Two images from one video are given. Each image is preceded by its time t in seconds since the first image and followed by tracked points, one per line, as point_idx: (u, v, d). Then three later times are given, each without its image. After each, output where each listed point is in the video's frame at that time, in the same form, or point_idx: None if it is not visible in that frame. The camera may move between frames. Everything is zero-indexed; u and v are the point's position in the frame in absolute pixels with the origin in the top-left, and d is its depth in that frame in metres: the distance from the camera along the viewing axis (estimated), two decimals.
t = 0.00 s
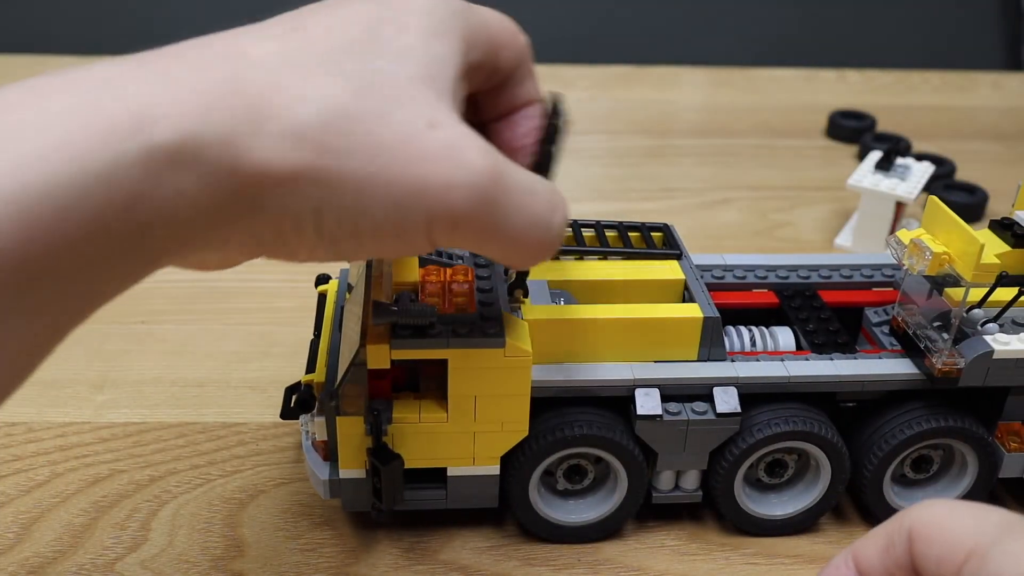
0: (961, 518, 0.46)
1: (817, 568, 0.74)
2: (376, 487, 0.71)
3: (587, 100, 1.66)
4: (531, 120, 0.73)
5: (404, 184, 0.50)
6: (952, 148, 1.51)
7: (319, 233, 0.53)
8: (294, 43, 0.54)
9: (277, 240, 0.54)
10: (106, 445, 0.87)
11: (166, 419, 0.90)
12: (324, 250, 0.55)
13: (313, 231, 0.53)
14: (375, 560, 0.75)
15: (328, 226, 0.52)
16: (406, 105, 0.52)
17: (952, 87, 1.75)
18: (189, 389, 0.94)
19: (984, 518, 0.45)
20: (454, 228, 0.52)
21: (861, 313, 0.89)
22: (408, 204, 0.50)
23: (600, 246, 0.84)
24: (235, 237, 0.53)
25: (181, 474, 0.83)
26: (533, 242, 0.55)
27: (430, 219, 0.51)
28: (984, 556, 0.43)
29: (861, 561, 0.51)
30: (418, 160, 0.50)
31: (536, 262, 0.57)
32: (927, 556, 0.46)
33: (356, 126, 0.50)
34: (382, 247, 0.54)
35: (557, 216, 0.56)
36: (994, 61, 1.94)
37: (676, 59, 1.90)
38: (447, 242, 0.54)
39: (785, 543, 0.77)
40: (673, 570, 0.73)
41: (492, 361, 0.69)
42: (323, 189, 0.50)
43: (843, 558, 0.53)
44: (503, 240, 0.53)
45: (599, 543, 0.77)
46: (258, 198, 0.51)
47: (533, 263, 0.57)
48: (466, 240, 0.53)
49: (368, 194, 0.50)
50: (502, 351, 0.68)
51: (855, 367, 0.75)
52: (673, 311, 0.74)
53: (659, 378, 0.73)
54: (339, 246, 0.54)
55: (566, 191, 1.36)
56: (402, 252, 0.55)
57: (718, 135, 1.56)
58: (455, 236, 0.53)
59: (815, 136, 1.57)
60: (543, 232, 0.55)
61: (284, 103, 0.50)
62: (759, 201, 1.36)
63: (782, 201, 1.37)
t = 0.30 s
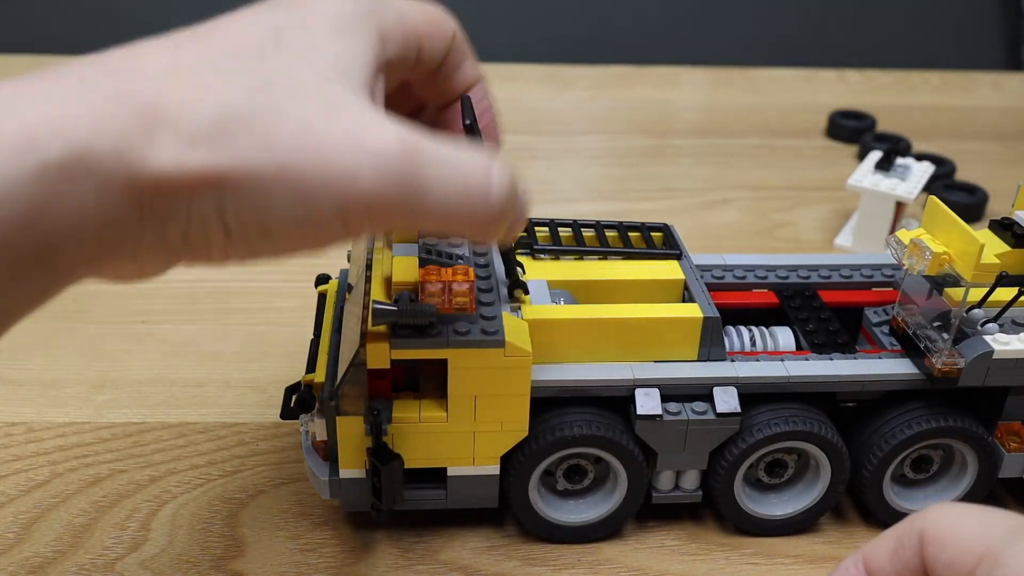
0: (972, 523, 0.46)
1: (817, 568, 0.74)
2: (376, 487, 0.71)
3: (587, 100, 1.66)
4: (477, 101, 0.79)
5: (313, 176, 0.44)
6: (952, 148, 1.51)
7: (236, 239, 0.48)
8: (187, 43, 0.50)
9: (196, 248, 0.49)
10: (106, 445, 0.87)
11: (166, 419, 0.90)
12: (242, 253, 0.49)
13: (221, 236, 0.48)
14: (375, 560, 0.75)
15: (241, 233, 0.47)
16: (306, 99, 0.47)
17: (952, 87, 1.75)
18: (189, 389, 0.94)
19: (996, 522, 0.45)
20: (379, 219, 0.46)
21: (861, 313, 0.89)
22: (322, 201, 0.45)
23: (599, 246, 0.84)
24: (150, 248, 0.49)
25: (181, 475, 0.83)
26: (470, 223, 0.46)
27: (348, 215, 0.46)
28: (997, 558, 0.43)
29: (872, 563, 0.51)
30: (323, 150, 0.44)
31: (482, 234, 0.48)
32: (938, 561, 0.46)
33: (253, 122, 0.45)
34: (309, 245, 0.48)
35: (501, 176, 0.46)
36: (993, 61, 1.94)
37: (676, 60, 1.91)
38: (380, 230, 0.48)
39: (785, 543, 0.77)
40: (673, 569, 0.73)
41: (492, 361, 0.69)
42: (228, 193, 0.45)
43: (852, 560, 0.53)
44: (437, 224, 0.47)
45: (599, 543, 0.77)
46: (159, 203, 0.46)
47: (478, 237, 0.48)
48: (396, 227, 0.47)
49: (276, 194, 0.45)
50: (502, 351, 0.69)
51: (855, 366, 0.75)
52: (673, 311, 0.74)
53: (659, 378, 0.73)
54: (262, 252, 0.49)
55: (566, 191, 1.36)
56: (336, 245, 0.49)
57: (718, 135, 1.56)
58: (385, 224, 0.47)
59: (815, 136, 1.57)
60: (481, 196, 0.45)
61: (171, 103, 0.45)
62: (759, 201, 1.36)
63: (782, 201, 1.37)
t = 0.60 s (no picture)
0: (976, 526, 0.46)
1: (817, 568, 0.74)
2: (376, 487, 0.71)
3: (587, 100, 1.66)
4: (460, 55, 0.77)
5: None
6: (952, 148, 1.52)
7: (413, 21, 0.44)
8: None
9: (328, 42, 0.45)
10: (106, 445, 0.87)
11: (166, 419, 0.90)
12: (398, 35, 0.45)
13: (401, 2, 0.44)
14: (375, 560, 0.75)
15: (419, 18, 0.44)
16: None
17: (952, 87, 1.75)
18: (189, 389, 0.94)
19: (1002, 527, 0.45)
20: (539, 45, 0.48)
21: (861, 313, 0.89)
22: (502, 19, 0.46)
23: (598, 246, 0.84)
24: None
25: (181, 475, 0.83)
26: (607, 73, 0.50)
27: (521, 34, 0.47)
28: (1000, 561, 0.43)
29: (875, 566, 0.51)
30: None
31: (596, 93, 0.52)
32: (941, 562, 0.46)
33: None
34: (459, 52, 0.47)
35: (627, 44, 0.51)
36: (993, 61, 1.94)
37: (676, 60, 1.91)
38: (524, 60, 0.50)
39: (785, 543, 0.77)
40: (673, 569, 0.73)
41: (492, 361, 0.69)
42: None
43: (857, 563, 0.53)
44: (576, 63, 0.50)
45: (599, 543, 0.77)
46: None
47: (592, 96, 0.53)
48: (552, 63, 0.50)
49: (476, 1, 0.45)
50: (502, 350, 0.68)
51: (854, 367, 0.75)
52: (674, 311, 0.74)
53: (659, 379, 0.73)
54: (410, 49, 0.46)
55: (566, 191, 1.36)
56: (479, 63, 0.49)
57: (718, 135, 1.56)
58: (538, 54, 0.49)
59: (815, 136, 1.57)
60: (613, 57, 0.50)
61: None
62: (759, 201, 1.36)
63: (781, 201, 1.37)
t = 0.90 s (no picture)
0: (966, 529, 0.46)
1: (817, 569, 0.74)
2: (376, 487, 0.71)
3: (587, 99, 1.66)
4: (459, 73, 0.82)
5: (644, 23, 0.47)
6: (952, 147, 1.52)
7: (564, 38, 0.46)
8: None
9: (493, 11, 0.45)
10: (106, 445, 0.87)
11: (166, 419, 0.90)
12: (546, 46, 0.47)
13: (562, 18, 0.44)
14: (375, 560, 0.75)
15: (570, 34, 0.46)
16: None
17: (952, 87, 1.75)
18: (189, 389, 0.94)
19: (991, 530, 0.45)
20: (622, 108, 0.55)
21: (860, 313, 0.89)
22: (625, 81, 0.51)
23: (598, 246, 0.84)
24: None
25: (182, 475, 0.84)
26: (652, 157, 0.62)
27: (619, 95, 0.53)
28: (988, 566, 0.43)
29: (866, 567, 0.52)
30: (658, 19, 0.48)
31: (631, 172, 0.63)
32: (931, 566, 0.46)
33: None
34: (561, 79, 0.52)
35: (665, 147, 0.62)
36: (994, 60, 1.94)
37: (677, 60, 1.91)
38: (599, 113, 0.57)
39: (784, 543, 0.77)
40: (673, 569, 0.73)
41: (492, 361, 0.69)
42: None
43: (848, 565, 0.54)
44: (643, 127, 0.58)
45: (599, 542, 0.77)
46: None
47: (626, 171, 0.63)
48: (626, 115, 0.56)
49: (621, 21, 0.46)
50: (502, 351, 0.68)
51: (854, 367, 0.75)
52: (675, 311, 0.74)
53: (659, 379, 0.73)
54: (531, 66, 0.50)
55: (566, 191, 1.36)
56: (566, 97, 0.55)
57: (718, 135, 1.56)
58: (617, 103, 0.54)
59: (815, 136, 1.57)
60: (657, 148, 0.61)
61: None
62: (759, 200, 1.36)
63: (781, 201, 1.37)
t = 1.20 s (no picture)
0: (965, 531, 0.46)
1: (816, 569, 0.74)
2: (376, 487, 0.71)
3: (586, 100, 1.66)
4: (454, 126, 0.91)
5: (642, 87, 0.64)
6: (951, 147, 1.52)
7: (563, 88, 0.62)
8: None
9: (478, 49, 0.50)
10: (106, 445, 0.87)
11: (166, 419, 0.90)
12: (553, 97, 0.63)
13: (565, 78, 0.61)
14: (375, 560, 0.75)
15: (574, 88, 0.62)
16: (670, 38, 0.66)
17: (951, 87, 1.75)
18: (189, 389, 0.94)
19: (990, 530, 0.45)
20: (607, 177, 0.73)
21: (860, 313, 0.89)
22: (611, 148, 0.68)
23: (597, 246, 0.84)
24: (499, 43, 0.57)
25: (182, 475, 0.84)
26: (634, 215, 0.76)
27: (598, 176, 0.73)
28: (987, 566, 0.43)
29: (865, 568, 0.52)
30: (657, 84, 0.65)
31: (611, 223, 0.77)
32: (930, 566, 0.46)
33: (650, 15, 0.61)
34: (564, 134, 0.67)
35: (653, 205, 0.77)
36: (994, 60, 1.93)
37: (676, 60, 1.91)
38: (595, 166, 0.72)
39: (784, 543, 0.77)
40: (673, 569, 0.73)
41: (492, 361, 0.69)
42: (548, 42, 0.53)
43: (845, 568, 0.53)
44: (627, 185, 0.72)
45: (600, 542, 0.77)
46: (571, 14, 0.57)
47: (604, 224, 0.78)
48: (622, 171, 0.71)
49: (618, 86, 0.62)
50: (502, 351, 0.68)
51: (855, 367, 0.75)
52: (675, 312, 0.74)
53: (659, 378, 0.73)
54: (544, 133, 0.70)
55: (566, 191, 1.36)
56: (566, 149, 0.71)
57: (718, 135, 1.56)
58: (610, 162, 0.70)
59: (814, 136, 1.57)
60: (645, 202, 0.75)
61: None
62: (759, 200, 1.36)
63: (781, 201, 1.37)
